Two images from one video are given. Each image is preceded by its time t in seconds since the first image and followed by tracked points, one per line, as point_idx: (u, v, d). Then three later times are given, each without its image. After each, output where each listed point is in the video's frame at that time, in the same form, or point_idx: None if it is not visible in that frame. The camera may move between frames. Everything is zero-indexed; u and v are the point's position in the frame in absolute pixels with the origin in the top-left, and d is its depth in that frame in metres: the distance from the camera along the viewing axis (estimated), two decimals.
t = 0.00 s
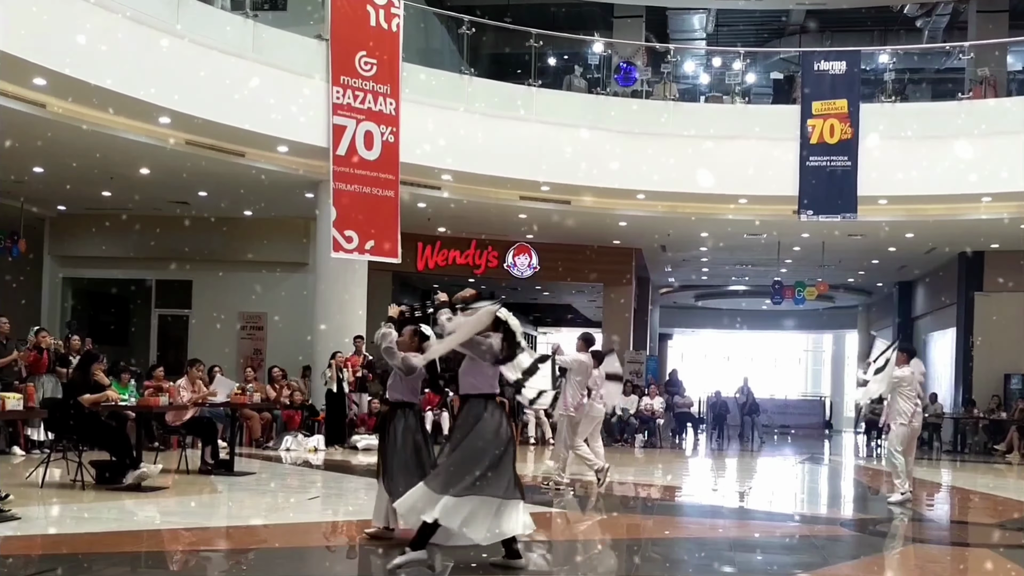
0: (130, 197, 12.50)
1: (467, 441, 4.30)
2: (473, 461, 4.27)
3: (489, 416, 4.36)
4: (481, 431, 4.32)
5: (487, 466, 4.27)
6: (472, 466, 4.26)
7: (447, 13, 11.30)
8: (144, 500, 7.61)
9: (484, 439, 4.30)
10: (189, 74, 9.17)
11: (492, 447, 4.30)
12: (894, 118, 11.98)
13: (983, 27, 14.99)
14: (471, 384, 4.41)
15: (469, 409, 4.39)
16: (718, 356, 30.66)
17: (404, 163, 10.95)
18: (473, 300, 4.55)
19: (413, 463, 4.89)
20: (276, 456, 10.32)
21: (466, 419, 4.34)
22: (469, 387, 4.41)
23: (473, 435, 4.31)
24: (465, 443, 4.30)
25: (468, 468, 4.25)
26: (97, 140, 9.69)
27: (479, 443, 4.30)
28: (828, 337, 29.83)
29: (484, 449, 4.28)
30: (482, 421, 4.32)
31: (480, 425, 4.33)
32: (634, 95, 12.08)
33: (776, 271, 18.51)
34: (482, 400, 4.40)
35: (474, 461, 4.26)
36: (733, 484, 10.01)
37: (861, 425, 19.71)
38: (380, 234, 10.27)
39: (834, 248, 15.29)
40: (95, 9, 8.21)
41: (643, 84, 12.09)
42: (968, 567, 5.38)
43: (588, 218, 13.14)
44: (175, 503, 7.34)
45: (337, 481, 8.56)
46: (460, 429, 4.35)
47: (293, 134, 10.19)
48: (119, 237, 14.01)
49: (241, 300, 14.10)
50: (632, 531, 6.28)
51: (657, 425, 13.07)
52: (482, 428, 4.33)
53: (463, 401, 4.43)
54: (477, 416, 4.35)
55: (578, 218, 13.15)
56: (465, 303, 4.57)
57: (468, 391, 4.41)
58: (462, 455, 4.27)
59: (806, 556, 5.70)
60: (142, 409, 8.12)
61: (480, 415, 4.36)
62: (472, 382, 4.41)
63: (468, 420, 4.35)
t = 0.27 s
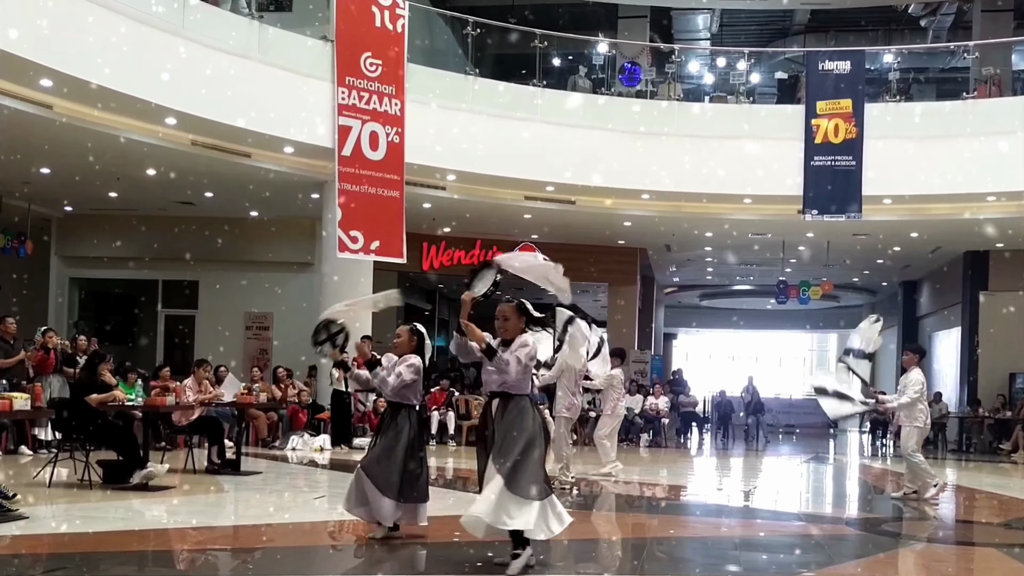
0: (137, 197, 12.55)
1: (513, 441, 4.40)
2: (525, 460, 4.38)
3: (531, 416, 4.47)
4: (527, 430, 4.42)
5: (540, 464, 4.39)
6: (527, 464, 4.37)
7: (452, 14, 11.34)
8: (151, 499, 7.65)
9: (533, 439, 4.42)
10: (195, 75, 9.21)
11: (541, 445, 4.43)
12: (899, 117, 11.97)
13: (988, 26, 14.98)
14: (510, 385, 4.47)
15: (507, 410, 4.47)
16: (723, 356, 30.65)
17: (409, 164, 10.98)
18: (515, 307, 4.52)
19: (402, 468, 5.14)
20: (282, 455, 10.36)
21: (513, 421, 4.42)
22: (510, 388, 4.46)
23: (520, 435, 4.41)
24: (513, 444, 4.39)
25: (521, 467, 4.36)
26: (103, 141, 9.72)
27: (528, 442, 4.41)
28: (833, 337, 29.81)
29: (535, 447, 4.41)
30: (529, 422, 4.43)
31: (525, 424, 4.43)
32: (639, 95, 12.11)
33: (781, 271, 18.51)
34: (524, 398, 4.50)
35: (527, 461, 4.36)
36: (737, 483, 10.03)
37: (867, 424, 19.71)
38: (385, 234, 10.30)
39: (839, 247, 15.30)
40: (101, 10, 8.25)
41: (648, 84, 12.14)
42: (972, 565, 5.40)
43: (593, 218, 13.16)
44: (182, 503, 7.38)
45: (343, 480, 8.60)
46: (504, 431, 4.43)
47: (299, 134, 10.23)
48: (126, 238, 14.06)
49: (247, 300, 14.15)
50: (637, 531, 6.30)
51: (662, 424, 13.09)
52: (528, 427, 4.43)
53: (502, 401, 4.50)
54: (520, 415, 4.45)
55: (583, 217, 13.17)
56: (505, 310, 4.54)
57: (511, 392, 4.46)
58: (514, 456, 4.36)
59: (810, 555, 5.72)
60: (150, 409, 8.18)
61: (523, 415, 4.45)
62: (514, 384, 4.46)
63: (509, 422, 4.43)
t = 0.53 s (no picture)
0: (146, 196, 12.58)
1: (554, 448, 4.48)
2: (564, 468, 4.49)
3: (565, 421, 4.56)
4: (565, 438, 4.52)
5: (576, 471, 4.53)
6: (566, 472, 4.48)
7: (460, 11, 11.32)
8: (161, 497, 7.68)
9: (570, 446, 4.53)
10: (203, 74, 9.22)
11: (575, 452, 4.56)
12: (908, 113, 11.93)
13: (998, 21, 14.92)
14: (542, 382, 4.54)
15: (543, 413, 4.52)
16: (731, 353, 30.60)
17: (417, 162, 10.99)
18: (543, 304, 4.59)
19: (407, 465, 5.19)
20: (292, 453, 10.39)
21: (547, 418, 4.51)
22: (542, 386, 4.53)
23: (559, 442, 4.50)
24: (554, 451, 4.47)
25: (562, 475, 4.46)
26: (113, 140, 9.74)
27: (566, 450, 4.52)
28: (842, 334, 29.74)
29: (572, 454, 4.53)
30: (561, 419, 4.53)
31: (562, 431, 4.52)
32: (648, 92, 12.13)
33: (790, 268, 18.48)
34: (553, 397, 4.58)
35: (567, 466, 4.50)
36: (746, 481, 10.02)
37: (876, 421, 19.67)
38: (393, 232, 10.32)
39: (848, 244, 15.25)
40: (110, 9, 8.27)
41: (657, 81, 12.15)
42: (983, 562, 5.39)
43: (601, 215, 13.15)
44: (193, 500, 7.40)
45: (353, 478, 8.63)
46: (544, 438, 4.49)
47: (307, 132, 10.24)
48: (136, 236, 14.10)
49: (256, 299, 14.18)
50: (647, 528, 6.32)
51: (670, 422, 13.08)
52: (565, 434, 4.53)
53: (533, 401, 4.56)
54: (556, 419, 4.53)
55: (591, 215, 13.16)
56: (532, 307, 4.59)
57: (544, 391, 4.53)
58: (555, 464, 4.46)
59: (820, 552, 5.71)
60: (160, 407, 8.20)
61: (560, 422, 4.53)
62: (546, 382, 4.53)
63: (548, 428, 4.50)
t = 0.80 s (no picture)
0: (162, 199, 12.66)
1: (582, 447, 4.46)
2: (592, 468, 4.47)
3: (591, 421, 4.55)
4: (592, 438, 4.51)
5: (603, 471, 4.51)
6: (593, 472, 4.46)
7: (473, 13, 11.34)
8: (179, 498, 7.72)
9: (597, 446, 4.51)
10: (218, 77, 9.27)
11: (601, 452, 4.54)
12: (924, 111, 11.85)
13: (1015, 18, 14.81)
14: (567, 380, 4.56)
15: (569, 412, 4.52)
16: (747, 353, 30.49)
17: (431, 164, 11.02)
18: (560, 304, 4.64)
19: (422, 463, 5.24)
20: (307, 454, 10.44)
21: (575, 419, 4.49)
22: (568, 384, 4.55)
23: (586, 442, 4.48)
24: (582, 451, 4.45)
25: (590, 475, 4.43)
26: (129, 143, 9.81)
27: (593, 450, 4.49)
28: (859, 333, 29.59)
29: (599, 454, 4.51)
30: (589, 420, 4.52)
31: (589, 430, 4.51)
32: (661, 91, 12.08)
33: (805, 267, 18.40)
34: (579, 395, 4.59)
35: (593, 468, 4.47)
36: (761, 481, 10.00)
37: (893, 420, 19.56)
38: (408, 233, 10.35)
39: (864, 242, 15.16)
40: (125, 14, 8.32)
41: (670, 80, 12.04)
42: (1001, 562, 5.35)
43: (615, 215, 13.13)
44: (210, 501, 7.44)
45: (367, 479, 8.66)
46: (572, 437, 4.47)
47: (322, 135, 10.28)
48: (152, 239, 14.19)
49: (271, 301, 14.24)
50: (663, 528, 6.31)
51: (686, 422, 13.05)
52: (592, 434, 4.52)
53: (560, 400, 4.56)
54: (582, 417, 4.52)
55: (605, 215, 13.15)
56: (549, 308, 4.64)
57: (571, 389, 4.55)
58: (583, 464, 4.43)
59: (837, 553, 5.69)
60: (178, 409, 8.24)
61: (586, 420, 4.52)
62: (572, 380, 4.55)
63: (575, 427, 4.48)
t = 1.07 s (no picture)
0: (174, 198, 12.71)
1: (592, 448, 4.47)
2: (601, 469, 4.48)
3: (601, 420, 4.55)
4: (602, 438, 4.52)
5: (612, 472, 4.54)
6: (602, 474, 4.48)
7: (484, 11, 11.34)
8: (190, 496, 7.74)
9: (608, 448, 4.52)
10: (229, 76, 9.29)
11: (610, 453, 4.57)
12: (936, 107, 11.79)
13: None
14: (582, 381, 4.57)
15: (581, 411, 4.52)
16: (758, 350, 30.42)
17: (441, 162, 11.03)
18: (578, 304, 4.65)
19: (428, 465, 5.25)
20: (318, 452, 10.47)
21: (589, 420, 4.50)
22: (583, 385, 4.57)
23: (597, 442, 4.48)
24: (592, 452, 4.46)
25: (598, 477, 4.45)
26: (140, 143, 9.85)
27: (604, 452, 4.50)
28: (870, 330, 29.48)
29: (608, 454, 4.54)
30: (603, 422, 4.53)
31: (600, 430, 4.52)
32: (671, 88, 12.04)
33: (816, 264, 18.35)
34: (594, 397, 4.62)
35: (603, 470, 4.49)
36: (772, 478, 9.99)
37: (905, 417, 19.48)
38: (418, 231, 10.36)
39: (876, 239, 15.10)
40: (136, 13, 8.35)
41: (680, 77, 11.99)
42: (1015, 560, 5.32)
43: (625, 212, 13.10)
44: (222, 499, 7.47)
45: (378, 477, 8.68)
46: (584, 437, 4.47)
47: (333, 134, 10.30)
48: (164, 238, 14.23)
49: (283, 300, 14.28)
50: (675, 526, 6.31)
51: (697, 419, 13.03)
52: (603, 435, 4.53)
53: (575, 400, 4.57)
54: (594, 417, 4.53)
55: (616, 212, 13.14)
56: (568, 308, 4.64)
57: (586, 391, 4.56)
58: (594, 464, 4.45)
59: (849, 550, 5.67)
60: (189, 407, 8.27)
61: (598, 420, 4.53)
62: (587, 380, 4.57)
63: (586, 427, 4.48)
